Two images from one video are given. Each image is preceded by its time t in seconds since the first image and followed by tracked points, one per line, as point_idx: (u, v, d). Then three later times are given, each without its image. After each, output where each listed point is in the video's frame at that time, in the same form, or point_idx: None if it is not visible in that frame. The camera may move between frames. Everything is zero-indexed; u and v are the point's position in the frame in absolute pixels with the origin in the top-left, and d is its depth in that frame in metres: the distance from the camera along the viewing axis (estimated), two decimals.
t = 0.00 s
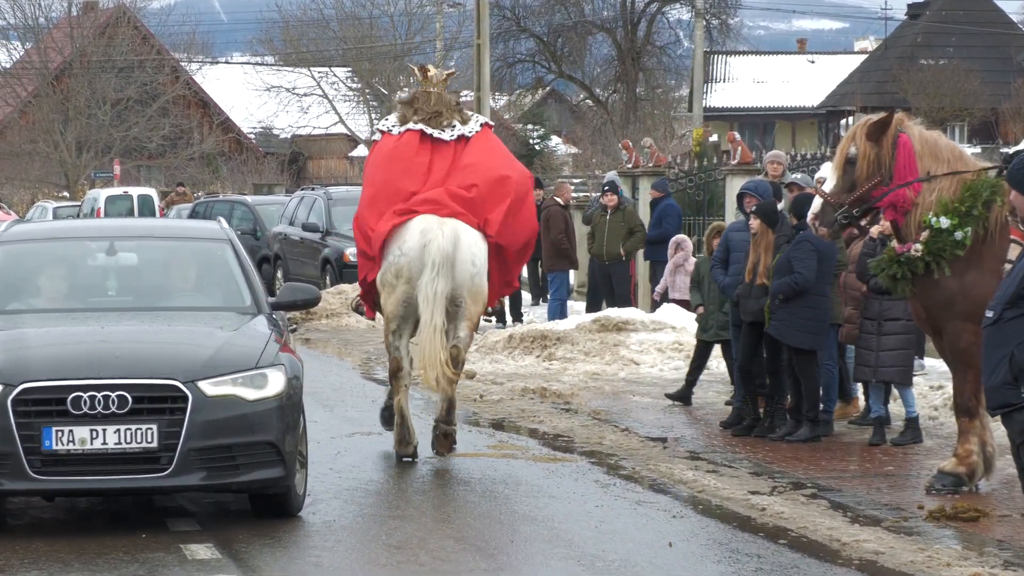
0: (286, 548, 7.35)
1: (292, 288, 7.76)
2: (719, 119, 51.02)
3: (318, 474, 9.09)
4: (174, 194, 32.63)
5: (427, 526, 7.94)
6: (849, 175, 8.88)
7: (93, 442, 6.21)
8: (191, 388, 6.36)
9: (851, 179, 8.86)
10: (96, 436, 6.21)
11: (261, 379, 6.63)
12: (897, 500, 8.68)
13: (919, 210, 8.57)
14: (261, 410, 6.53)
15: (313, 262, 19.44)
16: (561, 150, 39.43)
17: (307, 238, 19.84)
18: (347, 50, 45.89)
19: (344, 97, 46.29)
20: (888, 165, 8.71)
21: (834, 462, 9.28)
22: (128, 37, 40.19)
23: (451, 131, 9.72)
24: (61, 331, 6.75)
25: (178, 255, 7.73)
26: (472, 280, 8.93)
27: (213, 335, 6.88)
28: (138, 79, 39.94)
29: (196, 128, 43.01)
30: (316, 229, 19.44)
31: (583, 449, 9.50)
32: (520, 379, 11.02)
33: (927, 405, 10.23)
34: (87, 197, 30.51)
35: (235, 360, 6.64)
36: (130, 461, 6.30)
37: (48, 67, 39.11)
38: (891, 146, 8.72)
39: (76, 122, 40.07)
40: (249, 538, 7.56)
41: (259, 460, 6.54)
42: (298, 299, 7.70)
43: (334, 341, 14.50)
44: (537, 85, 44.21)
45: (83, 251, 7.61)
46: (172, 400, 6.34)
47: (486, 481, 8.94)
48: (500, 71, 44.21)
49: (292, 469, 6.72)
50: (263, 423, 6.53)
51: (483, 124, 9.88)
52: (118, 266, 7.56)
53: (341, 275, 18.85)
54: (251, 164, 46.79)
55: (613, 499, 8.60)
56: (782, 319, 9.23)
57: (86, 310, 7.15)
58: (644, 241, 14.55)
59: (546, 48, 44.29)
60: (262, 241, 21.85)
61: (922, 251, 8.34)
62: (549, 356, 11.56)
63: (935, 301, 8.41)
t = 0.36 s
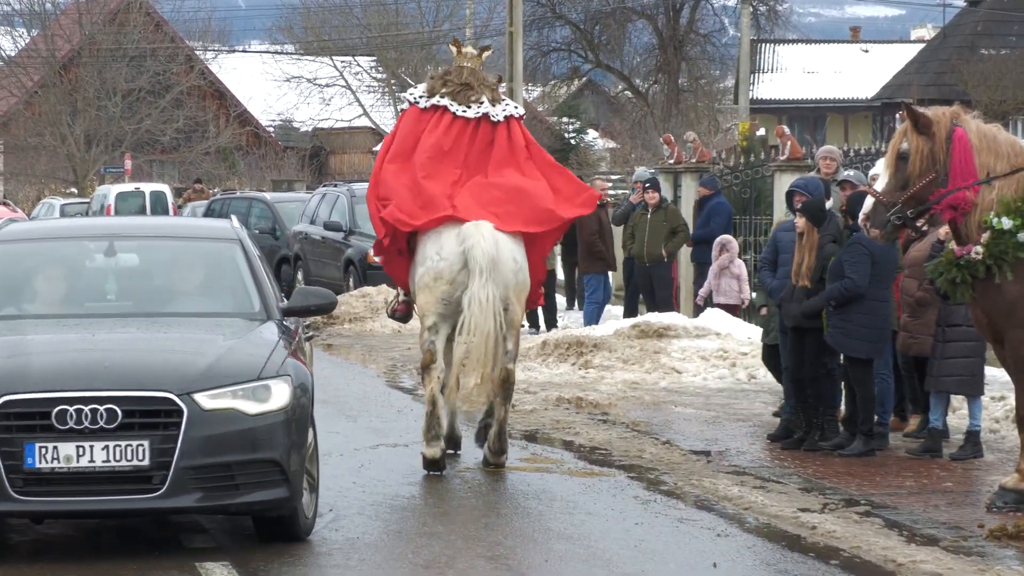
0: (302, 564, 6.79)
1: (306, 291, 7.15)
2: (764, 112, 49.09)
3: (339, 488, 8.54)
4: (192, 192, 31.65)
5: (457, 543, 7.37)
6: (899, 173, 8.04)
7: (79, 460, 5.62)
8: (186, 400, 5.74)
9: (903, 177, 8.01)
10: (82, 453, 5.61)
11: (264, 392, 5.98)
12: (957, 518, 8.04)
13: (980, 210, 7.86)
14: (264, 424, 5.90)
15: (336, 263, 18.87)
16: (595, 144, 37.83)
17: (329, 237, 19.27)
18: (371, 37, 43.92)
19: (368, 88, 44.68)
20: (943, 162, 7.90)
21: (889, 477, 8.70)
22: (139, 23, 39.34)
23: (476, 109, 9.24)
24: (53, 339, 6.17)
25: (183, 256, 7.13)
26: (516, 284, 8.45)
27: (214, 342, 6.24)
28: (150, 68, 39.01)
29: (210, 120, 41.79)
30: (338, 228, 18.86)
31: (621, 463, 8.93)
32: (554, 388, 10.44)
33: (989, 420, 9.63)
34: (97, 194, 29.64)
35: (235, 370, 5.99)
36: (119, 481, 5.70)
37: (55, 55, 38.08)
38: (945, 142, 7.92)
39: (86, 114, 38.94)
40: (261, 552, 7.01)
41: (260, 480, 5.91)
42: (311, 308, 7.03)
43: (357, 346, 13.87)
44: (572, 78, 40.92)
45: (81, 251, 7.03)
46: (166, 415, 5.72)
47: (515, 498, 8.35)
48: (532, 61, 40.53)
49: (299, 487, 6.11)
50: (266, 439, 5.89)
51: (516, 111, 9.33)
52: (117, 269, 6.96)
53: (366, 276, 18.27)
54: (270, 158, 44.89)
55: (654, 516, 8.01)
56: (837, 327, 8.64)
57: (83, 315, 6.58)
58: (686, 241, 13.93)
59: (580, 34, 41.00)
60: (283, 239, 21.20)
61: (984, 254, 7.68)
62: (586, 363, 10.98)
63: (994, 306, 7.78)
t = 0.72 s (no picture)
0: None
1: (317, 304, 6.47)
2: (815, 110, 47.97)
3: (360, 510, 8.01)
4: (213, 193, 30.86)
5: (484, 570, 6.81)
6: (953, 175, 7.52)
7: (52, 490, 4.97)
8: (169, 423, 5.06)
9: (955, 178, 7.50)
10: (55, 482, 4.97)
11: (257, 413, 5.27)
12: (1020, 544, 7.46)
13: None
14: (258, 450, 5.19)
15: (359, 271, 18.32)
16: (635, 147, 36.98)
17: (352, 245, 18.72)
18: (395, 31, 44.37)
19: (393, 86, 44.43)
20: (998, 163, 7.38)
21: (948, 501, 8.13)
22: (149, 17, 38.42)
23: (526, 116, 8.75)
24: (34, 353, 5.58)
25: (181, 262, 6.52)
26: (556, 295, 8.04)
27: (208, 358, 5.58)
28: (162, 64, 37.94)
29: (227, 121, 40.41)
30: (362, 235, 18.30)
31: (662, 485, 8.38)
32: (591, 406, 9.88)
33: None
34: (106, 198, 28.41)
35: (229, 385, 5.31)
36: (96, 512, 5.05)
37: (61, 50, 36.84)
38: (1002, 141, 7.39)
39: (94, 113, 37.67)
40: None
41: (252, 512, 5.19)
42: (321, 322, 6.37)
43: (380, 360, 13.30)
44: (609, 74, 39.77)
45: (70, 260, 6.45)
46: (147, 439, 5.06)
47: (547, 522, 7.77)
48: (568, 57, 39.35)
49: (298, 517, 5.38)
50: (262, 465, 5.20)
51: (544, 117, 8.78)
52: (107, 279, 6.36)
53: (390, 285, 17.70)
54: (287, 159, 43.89)
55: (695, 543, 7.40)
56: (893, 338, 8.13)
57: (69, 331, 6.00)
58: (732, 249, 13.44)
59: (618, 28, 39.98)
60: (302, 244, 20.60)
61: None
62: (624, 379, 10.42)
63: None
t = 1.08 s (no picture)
0: None
1: (309, 318, 5.83)
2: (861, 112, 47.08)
3: (371, 535, 7.50)
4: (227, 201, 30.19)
5: None
6: (1001, 177, 7.34)
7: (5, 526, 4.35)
8: (136, 452, 4.45)
9: (1003, 181, 7.31)
10: (9, 518, 4.35)
11: (236, 441, 4.64)
12: None
13: None
14: (235, 483, 4.55)
15: (375, 282, 17.80)
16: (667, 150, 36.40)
17: (366, 255, 18.20)
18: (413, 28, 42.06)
19: (410, 84, 42.58)
20: None
21: (1001, 527, 7.56)
22: (152, 12, 38.16)
23: (552, 124, 8.38)
24: None
25: (164, 274, 5.99)
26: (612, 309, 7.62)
27: (180, 382, 4.96)
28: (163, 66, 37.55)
29: (232, 122, 40.02)
30: (378, 243, 17.77)
31: (697, 511, 7.84)
32: (620, 425, 9.35)
33: None
34: (104, 205, 28.02)
35: (207, 408, 4.71)
36: (55, 554, 4.40)
37: (58, 46, 36.23)
38: None
39: (93, 113, 37.01)
40: None
41: (232, 551, 4.52)
42: (316, 337, 5.72)
43: (395, 376, 12.76)
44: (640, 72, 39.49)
45: (45, 273, 5.95)
46: (112, 470, 4.44)
47: (573, 550, 7.23)
48: (596, 53, 39.15)
49: (286, 561, 4.69)
50: (245, 497, 4.55)
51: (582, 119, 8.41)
52: (83, 294, 5.86)
53: (407, 298, 17.17)
54: (299, 165, 43.69)
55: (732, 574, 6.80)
56: (950, 354, 7.59)
57: (36, 351, 5.50)
58: (773, 257, 12.91)
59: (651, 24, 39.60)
60: (313, 254, 20.17)
61: None
62: (656, 398, 9.89)
63: None
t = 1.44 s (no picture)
0: None
1: (304, 342, 5.60)
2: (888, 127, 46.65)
3: (385, 556, 7.32)
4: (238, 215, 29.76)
5: None
6: None
7: None
8: (110, 487, 4.27)
9: None
10: None
11: (218, 475, 4.45)
12: None
13: None
14: (216, 518, 4.36)
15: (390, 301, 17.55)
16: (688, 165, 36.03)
17: (380, 273, 17.96)
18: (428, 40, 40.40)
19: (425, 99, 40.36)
20: None
21: None
22: (160, 24, 37.29)
23: (564, 138, 8.13)
24: None
25: (154, 296, 5.75)
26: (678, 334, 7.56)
27: (163, 409, 4.80)
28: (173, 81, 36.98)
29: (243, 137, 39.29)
30: (392, 261, 17.52)
31: (719, 537, 7.60)
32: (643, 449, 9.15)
33: None
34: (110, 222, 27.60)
35: (189, 437, 4.54)
36: None
37: (63, 60, 35.99)
38: None
39: (98, 128, 36.62)
40: None
41: None
42: (311, 363, 5.47)
43: (409, 398, 12.51)
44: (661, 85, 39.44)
45: (29, 294, 5.72)
46: (85, 506, 4.28)
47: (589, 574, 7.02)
48: (617, 67, 39.05)
49: None
50: (226, 532, 4.36)
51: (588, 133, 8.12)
52: (65, 320, 5.62)
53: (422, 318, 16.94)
54: (309, 179, 42.79)
55: None
56: (990, 376, 7.33)
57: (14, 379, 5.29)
58: (797, 275, 12.72)
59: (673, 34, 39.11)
60: (325, 272, 19.86)
61: None
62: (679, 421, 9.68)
63: None
